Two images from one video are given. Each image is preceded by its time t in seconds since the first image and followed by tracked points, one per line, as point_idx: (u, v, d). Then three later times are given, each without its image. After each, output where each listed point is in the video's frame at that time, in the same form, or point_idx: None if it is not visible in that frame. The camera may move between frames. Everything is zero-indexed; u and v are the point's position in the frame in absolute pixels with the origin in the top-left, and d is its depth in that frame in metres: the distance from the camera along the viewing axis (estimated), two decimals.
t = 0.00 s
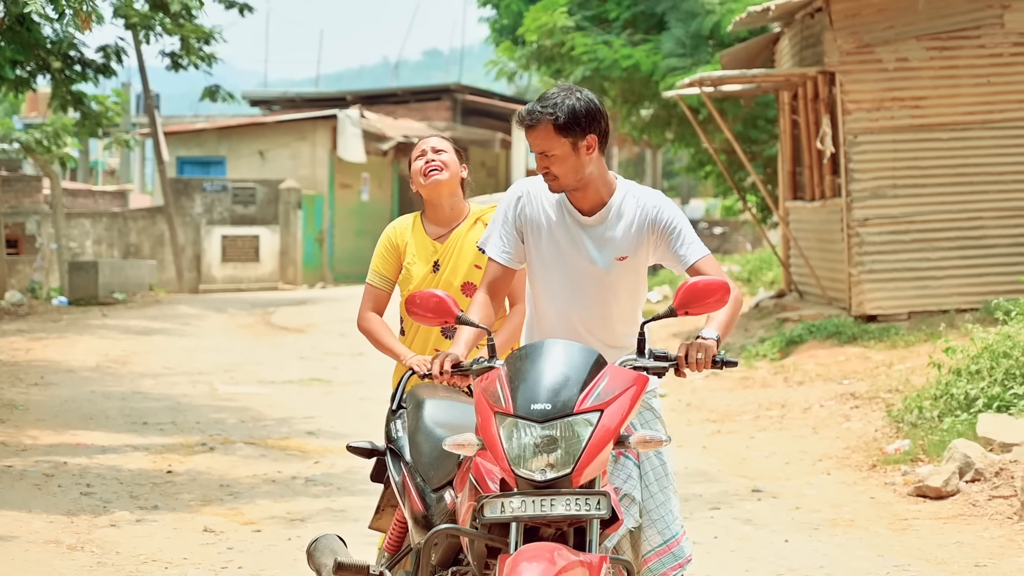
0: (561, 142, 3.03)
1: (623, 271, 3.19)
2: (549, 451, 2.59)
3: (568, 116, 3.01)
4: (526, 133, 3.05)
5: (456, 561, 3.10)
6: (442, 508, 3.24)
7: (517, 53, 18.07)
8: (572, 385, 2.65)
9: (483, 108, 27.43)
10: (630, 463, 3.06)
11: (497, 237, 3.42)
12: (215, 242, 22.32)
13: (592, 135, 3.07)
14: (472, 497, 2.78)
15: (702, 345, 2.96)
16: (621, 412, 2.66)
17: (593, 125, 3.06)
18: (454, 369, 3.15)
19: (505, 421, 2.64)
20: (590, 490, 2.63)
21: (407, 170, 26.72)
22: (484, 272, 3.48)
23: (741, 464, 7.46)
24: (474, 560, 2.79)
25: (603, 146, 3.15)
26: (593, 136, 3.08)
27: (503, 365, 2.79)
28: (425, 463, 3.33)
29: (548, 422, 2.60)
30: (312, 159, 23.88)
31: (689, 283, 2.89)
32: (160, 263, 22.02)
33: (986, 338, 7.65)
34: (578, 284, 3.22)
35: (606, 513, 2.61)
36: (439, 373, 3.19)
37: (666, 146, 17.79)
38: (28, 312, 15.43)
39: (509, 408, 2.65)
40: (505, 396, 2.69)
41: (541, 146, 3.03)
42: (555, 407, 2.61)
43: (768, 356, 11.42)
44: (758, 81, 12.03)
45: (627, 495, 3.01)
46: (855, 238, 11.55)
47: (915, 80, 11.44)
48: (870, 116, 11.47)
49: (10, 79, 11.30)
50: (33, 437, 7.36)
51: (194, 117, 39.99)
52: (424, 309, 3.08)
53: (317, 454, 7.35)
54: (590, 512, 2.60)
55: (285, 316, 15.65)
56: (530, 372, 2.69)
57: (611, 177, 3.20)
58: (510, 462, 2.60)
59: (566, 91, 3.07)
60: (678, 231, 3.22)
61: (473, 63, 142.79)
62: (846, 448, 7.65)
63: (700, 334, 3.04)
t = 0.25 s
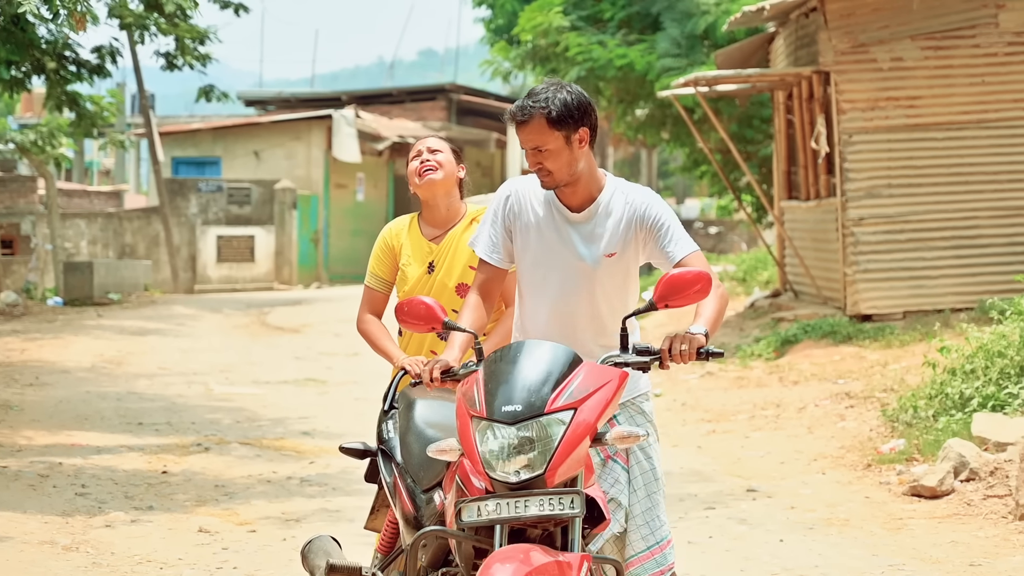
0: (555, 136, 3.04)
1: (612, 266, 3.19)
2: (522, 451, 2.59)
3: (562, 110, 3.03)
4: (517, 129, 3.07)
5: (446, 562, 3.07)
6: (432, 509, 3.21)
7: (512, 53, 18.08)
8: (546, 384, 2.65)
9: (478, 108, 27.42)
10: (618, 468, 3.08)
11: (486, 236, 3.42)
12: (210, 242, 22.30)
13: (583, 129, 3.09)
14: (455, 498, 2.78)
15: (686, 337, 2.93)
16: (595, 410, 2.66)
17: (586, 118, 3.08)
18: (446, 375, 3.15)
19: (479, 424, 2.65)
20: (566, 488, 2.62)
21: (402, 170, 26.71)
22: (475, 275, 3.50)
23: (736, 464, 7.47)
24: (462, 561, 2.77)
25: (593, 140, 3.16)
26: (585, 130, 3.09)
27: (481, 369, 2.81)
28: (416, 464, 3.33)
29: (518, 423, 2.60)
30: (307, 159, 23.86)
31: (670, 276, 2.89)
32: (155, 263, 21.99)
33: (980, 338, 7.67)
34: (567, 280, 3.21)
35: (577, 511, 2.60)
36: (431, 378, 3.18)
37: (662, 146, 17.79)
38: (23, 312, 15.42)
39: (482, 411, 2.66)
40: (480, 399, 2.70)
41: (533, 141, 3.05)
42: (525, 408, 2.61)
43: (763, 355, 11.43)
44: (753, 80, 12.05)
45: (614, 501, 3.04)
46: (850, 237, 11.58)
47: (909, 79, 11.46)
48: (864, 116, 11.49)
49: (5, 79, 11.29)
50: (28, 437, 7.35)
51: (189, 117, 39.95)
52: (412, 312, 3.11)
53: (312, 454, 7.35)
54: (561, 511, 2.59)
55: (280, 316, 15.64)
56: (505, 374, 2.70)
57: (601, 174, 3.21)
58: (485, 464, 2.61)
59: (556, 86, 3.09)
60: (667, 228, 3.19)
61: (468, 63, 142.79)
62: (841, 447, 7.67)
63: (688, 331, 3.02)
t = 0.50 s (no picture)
0: (549, 135, 3.03)
1: (599, 264, 3.18)
2: (511, 452, 2.58)
3: (553, 109, 3.03)
4: (506, 130, 3.05)
5: (440, 564, 3.08)
6: (426, 510, 3.21)
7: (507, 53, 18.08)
8: (535, 384, 2.65)
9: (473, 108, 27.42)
10: (618, 470, 3.09)
11: (474, 243, 3.44)
12: (204, 242, 22.27)
13: (573, 126, 3.09)
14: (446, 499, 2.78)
15: (677, 338, 2.93)
16: (584, 411, 2.66)
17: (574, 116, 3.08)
18: (436, 375, 3.15)
19: (468, 425, 2.65)
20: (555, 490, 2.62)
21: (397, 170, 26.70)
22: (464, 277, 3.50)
23: (730, 464, 7.47)
24: (453, 562, 2.75)
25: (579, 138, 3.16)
26: (575, 127, 3.09)
27: (469, 368, 2.80)
28: (410, 465, 3.33)
29: (505, 424, 2.59)
30: (302, 159, 23.85)
31: (661, 274, 2.88)
32: (149, 263, 21.96)
33: (974, 338, 7.68)
34: (555, 280, 3.21)
35: (566, 513, 2.60)
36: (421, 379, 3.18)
37: (657, 146, 17.80)
38: (18, 312, 15.38)
39: (470, 412, 2.65)
40: (468, 399, 2.69)
41: (526, 142, 3.03)
42: (513, 408, 2.61)
43: (758, 355, 11.44)
44: (748, 80, 12.06)
45: (614, 502, 3.06)
46: (844, 237, 11.59)
47: (904, 79, 11.48)
48: (859, 115, 11.51)
49: None
50: (22, 437, 7.34)
51: (183, 117, 39.90)
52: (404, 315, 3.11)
53: (307, 454, 7.35)
54: (549, 513, 2.59)
55: (275, 316, 15.63)
56: (494, 374, 2.70)
57: (586, 171, 3.21)
58: (473, 465, 2.61)
59: (544, 84, 3.08)
60: (653, 226, 3.17)
61: (463, 63, 142.78)
62: (835, 447, 7.68)
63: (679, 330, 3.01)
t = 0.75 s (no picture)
0: (519, 147, 3.07)
1: (607, 271, 3.18)
2: (520, 453, 2.58)
3: (522, 121, 3.06)
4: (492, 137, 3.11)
5: (435, 567, 3.07)
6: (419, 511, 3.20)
7: (502, 53, 18.08)
8: (544, 386, 2.65)
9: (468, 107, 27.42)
10: (628, 477, 3.08)
11: (478, 244, 3.42)
12: (200, 241, 22.24)
13: (551, 138, 3.08)
14: (440, 501, 2.74)
15: (674, 342, 2.92)
16: (591, 413, 2.66)
17: (552, 128, 3.07)
18: (420, 367, 3.13)
19: (473, 423, 2.63)
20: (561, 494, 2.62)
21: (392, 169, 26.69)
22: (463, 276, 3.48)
23: (725, 463, 7.47)
24: (446, 564, 2.78)
25: (574, 146, 3.15)
26: (555, 138, 3.08)
27: (470, 366, 2.78)
28: (404, 467, 3.33)
29: (515, 425, 2.59)
30: (297, 158, 23.83)
31: (665, 278, 2.89)
32: (144, 262, 21.93)
33: (970, 338, 7.69)
34: (563, 285, 3.20)
35: (576, 517, 2.61)
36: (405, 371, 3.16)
37: (652, 145, 17.80)
38: (13, 311, 15.36)
39: (477, 410, 2.64)
40: (472, 397, 2.68)
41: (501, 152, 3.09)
42: (524, 408, 2.61)
43: (753, 354, 11.45)
44: (743, 79, 12.06)
45: (625, 509, 3.03)
46: (840, 236, 11.61)
47: (899, 79, 11.49)
48: (854, 115, 11.52)
49: None
50: (16, 437, 7.32)
51: (178, 117, 39.85)
52: (385, 303, 3.08)
53: (302, 454, 7.34)
54: (559, 517, 2.59)
55: (270, 316, 15.61)
56: (497, 372, 2.69)
57: (586, 177, 3.19)
58: (479, 464, 2.60)
59: (531, 93, 3.10)
60: (664, 234, 3.18)
61: (458, 62, 142.72)
62: (830, 447, 7.69)
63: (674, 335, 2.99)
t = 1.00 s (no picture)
0: (516, 146, 3.02)
1: (595, 273, 3.17)
2: (493, 461, 2.57)
3: (519, 119, 3.01)
4: (477, 144, 3.06)
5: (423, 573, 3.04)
6: (403, 517, 3.19)
7: (497, 52, 18.08)
8: (515, 392, 2.63)
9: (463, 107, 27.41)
10: (639, 480, 3.09)
11: (465, 252, 3.42)
12: (194, 241, 22.22)
13: (545, 134, 3.06)
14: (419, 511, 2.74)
15: (649, 338, 2.86)
16: (565, 416, 2.64)
17: (546, 124, 3.05)
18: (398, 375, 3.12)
19: (445, 433, 2.62)
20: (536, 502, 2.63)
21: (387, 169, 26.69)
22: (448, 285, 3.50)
23: (721, 463, 7.48)
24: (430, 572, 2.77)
25: (559, 144, 3.13)
26: (547, 135, 3.06)
27: (444, 372, 2.76)
28: (388, 472, 3.30)
29: (486, 434, 2.58)
30: (292, 158, 23.81)
31: (633, 274, 2.82)
32: (139, 261, 21.90)
33: (965, 337, 7.70)
34: (550, 288, 3.19)
35: (551, 523, 2.61)
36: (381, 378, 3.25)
37: (647, 145, 17.80)
38: (7, 310, 15.34)
39: (448, 420, 2.62)
40: (444, 406, 2.66)
41: (494, 155, 3.03)
42: (495, 417, 2.59)
43: (748, 354, 11.46)
44: (738, 79, 12.05)
45: (637, 511, 3.07)
46: (835, 236, 11.62)
47: (894, 78, 11.50)
48: (849, 115, 11.53)
49: None
50: (11, 436, 7.31)
51: (173, 116, 39.82)
52: (354, 313, 3.09)
53: (297, 453, 7.34)
54: (533, 524, 2.59)
55: (265, 315, 15.61)
56: (470, 379, 2.67)
57: (572, 176, 3.17)
58: (453, 475, 2.59)
59: (512, 93, 3.07)
60: (650, 230, 3.12)
61: (453, 62, 142.69)
62: (825, 446, 7.69)
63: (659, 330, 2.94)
